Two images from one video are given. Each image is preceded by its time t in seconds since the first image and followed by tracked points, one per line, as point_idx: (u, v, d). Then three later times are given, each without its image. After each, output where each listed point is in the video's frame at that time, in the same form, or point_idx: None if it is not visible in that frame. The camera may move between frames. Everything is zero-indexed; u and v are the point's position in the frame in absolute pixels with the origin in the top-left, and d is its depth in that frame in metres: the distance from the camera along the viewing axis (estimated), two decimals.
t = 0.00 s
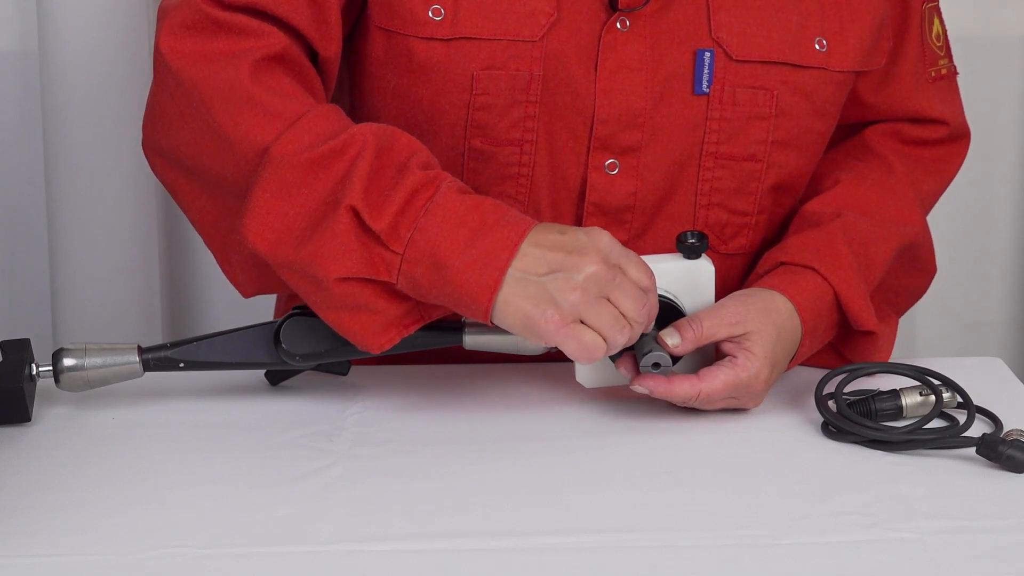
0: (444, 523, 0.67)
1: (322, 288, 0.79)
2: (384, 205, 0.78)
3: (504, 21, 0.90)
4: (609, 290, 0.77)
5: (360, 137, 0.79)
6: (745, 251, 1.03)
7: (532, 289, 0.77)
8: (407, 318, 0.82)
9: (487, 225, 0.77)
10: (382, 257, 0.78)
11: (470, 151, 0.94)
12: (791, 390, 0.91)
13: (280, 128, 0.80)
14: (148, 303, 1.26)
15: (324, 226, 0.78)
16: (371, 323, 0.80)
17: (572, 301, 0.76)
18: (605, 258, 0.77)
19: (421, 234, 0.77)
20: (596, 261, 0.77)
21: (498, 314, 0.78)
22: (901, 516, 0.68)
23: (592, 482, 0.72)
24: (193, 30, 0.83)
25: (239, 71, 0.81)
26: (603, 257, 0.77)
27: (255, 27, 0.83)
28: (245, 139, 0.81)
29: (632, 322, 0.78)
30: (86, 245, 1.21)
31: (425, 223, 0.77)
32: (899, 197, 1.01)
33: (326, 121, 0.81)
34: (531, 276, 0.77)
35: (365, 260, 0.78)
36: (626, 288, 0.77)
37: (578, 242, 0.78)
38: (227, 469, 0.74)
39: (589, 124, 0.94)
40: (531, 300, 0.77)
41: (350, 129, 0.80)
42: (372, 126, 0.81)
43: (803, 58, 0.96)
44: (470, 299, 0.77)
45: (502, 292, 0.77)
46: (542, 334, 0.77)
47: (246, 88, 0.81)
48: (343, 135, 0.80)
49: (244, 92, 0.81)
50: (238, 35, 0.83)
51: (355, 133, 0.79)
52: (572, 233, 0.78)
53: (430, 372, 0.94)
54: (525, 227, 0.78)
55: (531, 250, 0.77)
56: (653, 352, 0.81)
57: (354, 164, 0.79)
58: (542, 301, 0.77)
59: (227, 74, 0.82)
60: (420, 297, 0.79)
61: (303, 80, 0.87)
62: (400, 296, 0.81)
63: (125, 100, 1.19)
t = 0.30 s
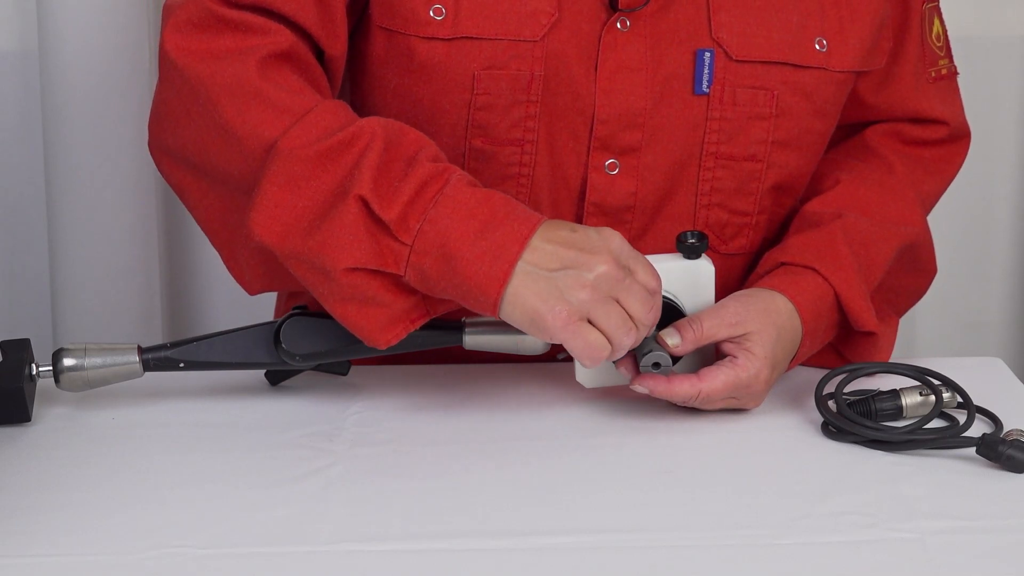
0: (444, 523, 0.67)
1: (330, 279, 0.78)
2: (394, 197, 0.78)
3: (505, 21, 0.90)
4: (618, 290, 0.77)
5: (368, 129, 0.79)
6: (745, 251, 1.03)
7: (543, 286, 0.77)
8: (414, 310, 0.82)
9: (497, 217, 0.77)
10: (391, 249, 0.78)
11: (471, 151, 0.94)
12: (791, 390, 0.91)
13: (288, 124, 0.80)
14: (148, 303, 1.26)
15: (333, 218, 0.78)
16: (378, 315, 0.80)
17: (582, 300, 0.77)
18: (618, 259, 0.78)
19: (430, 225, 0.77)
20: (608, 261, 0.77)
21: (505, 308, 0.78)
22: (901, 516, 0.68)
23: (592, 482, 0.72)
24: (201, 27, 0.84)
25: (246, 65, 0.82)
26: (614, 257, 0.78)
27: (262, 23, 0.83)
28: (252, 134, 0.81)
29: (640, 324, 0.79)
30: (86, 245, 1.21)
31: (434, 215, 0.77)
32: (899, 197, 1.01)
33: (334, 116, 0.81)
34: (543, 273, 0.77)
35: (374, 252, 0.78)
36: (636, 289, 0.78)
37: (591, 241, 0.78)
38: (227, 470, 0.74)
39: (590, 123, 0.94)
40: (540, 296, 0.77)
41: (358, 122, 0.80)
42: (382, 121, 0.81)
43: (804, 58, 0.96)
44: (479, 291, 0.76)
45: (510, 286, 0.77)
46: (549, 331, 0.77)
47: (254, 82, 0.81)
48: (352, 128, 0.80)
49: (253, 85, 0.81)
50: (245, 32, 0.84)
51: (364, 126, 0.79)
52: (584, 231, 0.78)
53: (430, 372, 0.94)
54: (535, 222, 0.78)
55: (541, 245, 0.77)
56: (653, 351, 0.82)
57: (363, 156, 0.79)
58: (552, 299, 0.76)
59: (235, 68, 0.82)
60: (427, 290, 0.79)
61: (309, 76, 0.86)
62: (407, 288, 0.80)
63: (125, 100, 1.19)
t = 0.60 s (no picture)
0: (443, 523, 0.67)
1: (332, 282, 0.79)
2: (390, 198, 0.78)
3: (506, 20, 0.90)
4: (605, 297, 0.77)
5: (364, 127, 0.79)
6: (744, 252, 1.03)
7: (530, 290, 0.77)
8: (417, 305, 0.82)
9: (493, 216, 0.77)
10: (390, 249, 0.78)
11: (471, 150, 0.94)
12: (792, 390, 0.91)
13: (286, 123, 0.80)
14: (148, 303, 1.26)
15: (330, 221, 0.78)
16: (380, 313, 0.81)
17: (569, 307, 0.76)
18: (610, 268, 0.77)
19: (426, 225, 0.77)
20: (598, 268, 0.76)
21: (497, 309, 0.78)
22: (901, 516, 0.68)
23: (592, 482, 0.72)
24: (198, 29, 0.83)
25: (242, 67, 0.82)
26: (605, 264, 0.77)
27: (257, 24, 0.83)
28: (251, 135, 0.81)
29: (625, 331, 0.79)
30: (86, 244, 1.21)
31: (431, 214, 0.77)
32: (899, 197, 1.01)
33: (330, 114, 0.81)
34: (531, 278, 0.76)
35: (372, 252, 0.78)
36: (623, 298, 0.77)
37: (586, 248, 0.77)
38: (227, 469, 0.74)
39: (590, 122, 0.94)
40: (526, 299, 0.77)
41: (354, 121, 0.80)
42: (377, 116, 0.81)
43: (806, 58, 0.96)
44: (475, 290, 0.77)
45: (503, 286, 0.77)
46: (532, 332, 0.78)
47: (251, 84, 0.81)
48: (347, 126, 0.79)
49: (249, 87, 0.81)
50: (242, 33, 0.83)
51: (359, 125, 0.79)
52: (581, 236, 0.77)
53: (431, 371, 0.94)
54: (530, 220, 0.77)
55: (534, 247, 0.77)
56: (654, 352, 0.81)
57: (359, 156, 0.79)
58: (537, 301, 0.77)
59: (232, 71, 0.82)
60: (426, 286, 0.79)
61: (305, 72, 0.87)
62: (407, 285, 0.81)
63: (126, 100, 1.19)
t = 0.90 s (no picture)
0: (443, 523, 0.67)
1: (331, 280, 0.79)
2: (391, 195, 0.78)
3: (507, 20, 0.90)
4: (602, 292, 0.77)
5: (364, 127, 0.79)
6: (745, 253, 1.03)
7: (525, 283, 0.77)
8: (416, 305, 0.82)
9: (491, 216, 0.77)
10: (390, 247, 0.78)
11: (471, 151, 0.94)
12: (792, 391, 0.91)
13: (286, 124, 0.81)
14: (148, 302, 1.26)
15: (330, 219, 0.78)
16: (378, 313, 0.81)
17: (564, 298, 0.76)
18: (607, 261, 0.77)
19: (426, 223, 0.78)
20: (594, 263, 0.77)
21: (495, 305, 0.78)
22: (901, 516, 0.68)
23: (592, 482, 0.72)
24: (198, 32, 0.83)
25: (242, 70, 0.82)
26: (601, 260, 0.77)
27: (256, 27, 0.83)
28: (251, 136, 0.81)
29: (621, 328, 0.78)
30: (86, 244, 1.21)
31: (430, 212, 0.78)
32: (899, 197, 1.00)
33: (330, 115, 0.81)
34: (527, 270, 0.77)
35: (372, 250, 0.78)
36: (620, 292, 0.77)
37: (583, 243, 0.77)
38: (227, 470, 0.74)
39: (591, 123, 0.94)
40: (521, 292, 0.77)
41: (354, 120, 0.80)
42: (376, 115, 0.81)
43: (807, 59, 0.96)
44: (473, 288, 0.77)
45: (502, 283, 0.77)
46: (528, 326, 0.77)
47: (251, 86, 0.81)
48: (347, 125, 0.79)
49: (249, 88, 0.81)
50: (242, 35, 0.83)
51: (359, 125, 0.79)
52: (580, 232, 0.78)
53: (430, 371, 0.94)
54: (528, 219, 0.78)
55: (531, 243, 0.77)
56: (653, 352, 0.82)
57: (358, 156, 0.79)
58: (533, 295, 0.77)
59: (232, 73, 0.82)
60: (426, 284, 0.80)
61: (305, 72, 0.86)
62: (406, 283, 0.81)
63: (127, 100, 1.19)
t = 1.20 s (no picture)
0: (443, 523, 0.67)
1: (290, 246, 0.82)
2: (349, 167, 0.81)
3: (504, 22, 0.91)
4: (559, 271, 0.78)
5: (329, 103, 0.82)
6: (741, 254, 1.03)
7: (483, 261, 0.79)
8: (370, 283, 0.85)
9: (449, 191, 0.80)
10: (348, 217, 0.82)
11: (467, 152, 0.94)
12: (791, 391, 0.91)
13: (251, 100, 0.83)
14: (148, 301, 1.26)
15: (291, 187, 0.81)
16: (333, 287, 0.83)
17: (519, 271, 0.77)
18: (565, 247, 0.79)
19: (385, 194, 0.81)
20: (552, 244, 0.79)
21: (450, 278, 0.80)
22: (901, 516, 0.68)
23: (592, 481, 0.72)
24: (166, 16, 0.85)
25: (207, 50, 0.83)
26: (560, 245, 0.79)
27: (226, 10, 0.85)
28: (213, 116, 0.83)
29: (588, 312, 0.77)
30: (85, 244, 1.21)
31: (389, 183, 0.81)
32: (898, 197, 1.00)
33: (297, 93, 0.84)
34: (485, 249, 0.79)
35: (330, 219, 0.81)
36: (579, 272, 0.78)
37: (544, 231, 0.80)
38: (227, 469, 0.74)
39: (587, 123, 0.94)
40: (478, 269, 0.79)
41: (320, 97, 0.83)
42: (341, 95, 0.84)
43: (803, 60, 0.96)
44: (427, 258, 0.80)
45: (456, 259, 0.79)
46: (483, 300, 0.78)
47: (216, 65, 0.83)
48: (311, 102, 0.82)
49: (214, 66, 0.83)
50: (209, 18, 0.85)
51: (324, 101, 0.82)
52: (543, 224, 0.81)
53: (431, 372, 0.94)
54: (486, 198, 0.81)
55: (490, 228, 0.80)
56: (653, 352, 0.82)
57: (323, 130, 0.82)
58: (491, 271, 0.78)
59: (198, 53, 0.83)
60: (382, 258, 0.82)
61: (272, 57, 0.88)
62: (363, 258, 0.84)
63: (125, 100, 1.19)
